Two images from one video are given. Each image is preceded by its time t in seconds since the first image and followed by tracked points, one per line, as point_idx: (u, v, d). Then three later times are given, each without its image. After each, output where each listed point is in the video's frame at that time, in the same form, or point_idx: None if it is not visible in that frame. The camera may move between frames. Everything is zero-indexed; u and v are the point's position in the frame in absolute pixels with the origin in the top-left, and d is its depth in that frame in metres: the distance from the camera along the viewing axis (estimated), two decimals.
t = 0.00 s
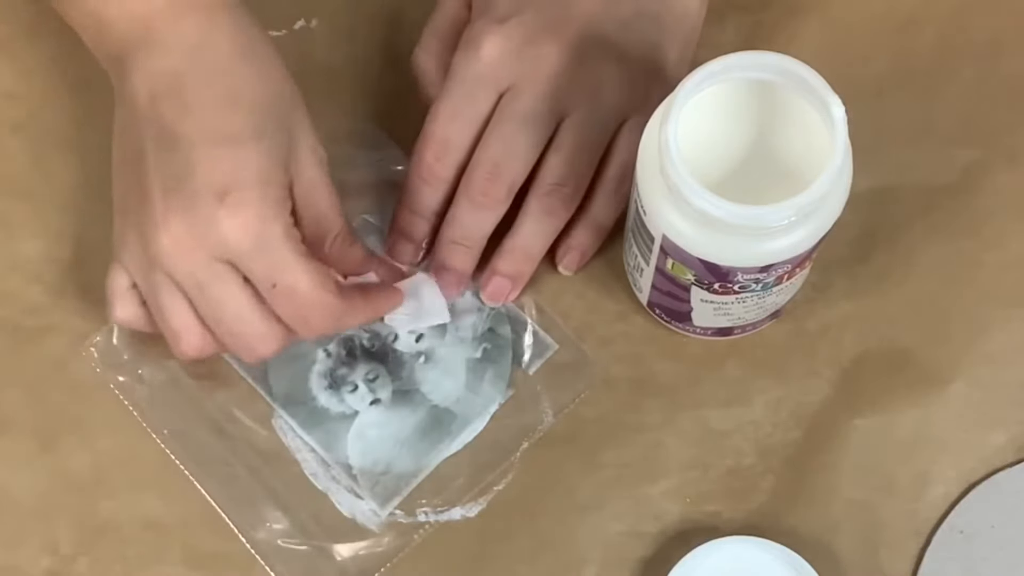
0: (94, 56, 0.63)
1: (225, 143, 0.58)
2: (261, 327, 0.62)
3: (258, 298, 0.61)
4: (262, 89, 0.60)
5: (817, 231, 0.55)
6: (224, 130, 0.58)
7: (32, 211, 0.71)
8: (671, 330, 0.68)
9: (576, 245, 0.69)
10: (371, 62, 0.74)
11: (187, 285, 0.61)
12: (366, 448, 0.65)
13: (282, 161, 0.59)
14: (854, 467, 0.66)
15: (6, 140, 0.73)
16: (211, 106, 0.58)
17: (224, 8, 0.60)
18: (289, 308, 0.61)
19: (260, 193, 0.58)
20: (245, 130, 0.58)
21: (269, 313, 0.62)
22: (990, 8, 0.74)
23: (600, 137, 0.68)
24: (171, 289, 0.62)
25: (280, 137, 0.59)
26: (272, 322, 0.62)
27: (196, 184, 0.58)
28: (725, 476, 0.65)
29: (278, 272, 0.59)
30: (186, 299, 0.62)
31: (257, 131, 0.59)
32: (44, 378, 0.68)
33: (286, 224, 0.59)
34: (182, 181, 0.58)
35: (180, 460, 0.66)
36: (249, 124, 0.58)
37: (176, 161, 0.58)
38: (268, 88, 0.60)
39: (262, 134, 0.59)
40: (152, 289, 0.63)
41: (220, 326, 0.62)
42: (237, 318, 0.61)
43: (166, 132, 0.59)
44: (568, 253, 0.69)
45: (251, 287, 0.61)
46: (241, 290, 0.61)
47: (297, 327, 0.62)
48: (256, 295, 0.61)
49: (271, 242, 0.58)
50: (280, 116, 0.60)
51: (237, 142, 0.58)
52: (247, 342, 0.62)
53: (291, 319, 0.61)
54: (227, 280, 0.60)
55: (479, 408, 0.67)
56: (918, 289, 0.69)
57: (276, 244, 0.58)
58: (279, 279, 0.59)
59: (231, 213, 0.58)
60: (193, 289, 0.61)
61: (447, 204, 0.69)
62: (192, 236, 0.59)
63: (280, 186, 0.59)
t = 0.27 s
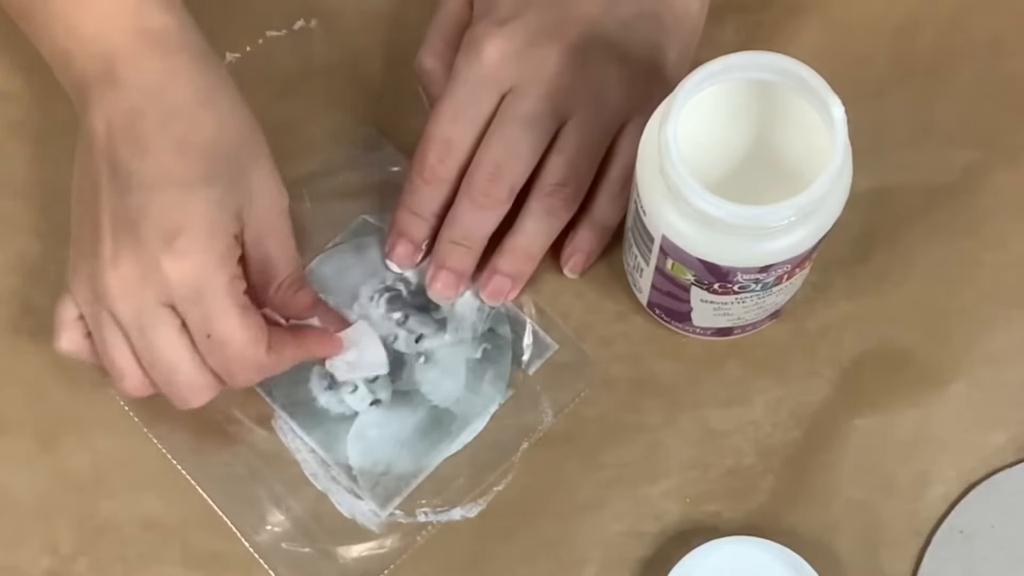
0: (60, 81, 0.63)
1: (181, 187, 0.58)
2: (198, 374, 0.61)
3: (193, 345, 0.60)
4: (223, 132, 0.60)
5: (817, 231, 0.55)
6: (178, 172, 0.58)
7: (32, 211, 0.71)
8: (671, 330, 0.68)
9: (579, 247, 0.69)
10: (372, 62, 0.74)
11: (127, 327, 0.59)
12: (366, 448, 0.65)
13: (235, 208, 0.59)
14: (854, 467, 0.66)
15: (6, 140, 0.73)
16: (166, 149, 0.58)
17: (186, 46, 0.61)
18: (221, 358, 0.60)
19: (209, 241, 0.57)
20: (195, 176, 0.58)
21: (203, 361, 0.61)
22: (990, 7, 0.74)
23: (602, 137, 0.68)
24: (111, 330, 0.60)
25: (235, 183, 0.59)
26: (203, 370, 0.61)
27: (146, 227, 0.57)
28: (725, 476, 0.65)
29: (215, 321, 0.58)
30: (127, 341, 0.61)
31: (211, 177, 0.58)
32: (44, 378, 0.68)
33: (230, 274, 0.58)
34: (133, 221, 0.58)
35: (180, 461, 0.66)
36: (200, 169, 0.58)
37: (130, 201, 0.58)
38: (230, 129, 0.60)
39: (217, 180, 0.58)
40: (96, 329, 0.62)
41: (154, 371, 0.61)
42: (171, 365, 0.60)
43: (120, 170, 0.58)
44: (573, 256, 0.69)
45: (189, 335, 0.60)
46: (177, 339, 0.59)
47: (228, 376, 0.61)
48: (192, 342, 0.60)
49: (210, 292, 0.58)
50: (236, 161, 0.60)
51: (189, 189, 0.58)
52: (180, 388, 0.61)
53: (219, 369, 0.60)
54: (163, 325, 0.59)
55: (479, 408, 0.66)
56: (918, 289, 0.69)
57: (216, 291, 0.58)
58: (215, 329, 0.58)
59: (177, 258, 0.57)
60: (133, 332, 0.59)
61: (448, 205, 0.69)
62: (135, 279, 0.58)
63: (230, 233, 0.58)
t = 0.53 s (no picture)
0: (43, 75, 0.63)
1: (142, 190, 0.57)
2: (133, 391, 0.59)
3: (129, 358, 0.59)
4: (191, 138, 0.59)
5: (817, 230, 0.55)
6: (141, 174, 0.57)
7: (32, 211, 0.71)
8: (672, 330, 0.68)
9: (580, 248, 0.69)
10: (372, 62, 0.74)
11: (70, 326, 0.58)
12: (366, 447, 0.65)
13: (196, 215, 0.58)
14: (854, 467, 0.66)
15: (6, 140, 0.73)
16: (133, 151, 0.58)
17: (173, 51, 0.62)
18: (155, 376, 0.58)
19: (162, 244, 0.56)
20: (155, 180, 0.58)
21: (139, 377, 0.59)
22: (990, 7, 0.74)
23: (601, 136, 0.68)
24: (56, 334, 0.60)
25: (197, 190, 0.58)
26: (137, 388, 0.59)
27: (99, 227, 0.57)
28: (725, 476, 0.65)
29: (150, 335, 0.57)
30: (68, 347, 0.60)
31: (172, 180, 0.58)
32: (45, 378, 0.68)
33: (178, 280, 0.57)
34: (89, 220, 0.57)
35: (179, 462, 0.66)
36: (162, 173, 0.58)
37: (87, 199, 0.58)
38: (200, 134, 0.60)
39: (178, 186, 0.58)
40: (43, 331, 0.61)
41: (88, 377, 0.60)
42: (104, 377, 0.59)
43: (82, 165, 0.58)
44: (574, 258, 0.69)
45: (125, 347, 0.58)
46: (113, 348, 0.58)
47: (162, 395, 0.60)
48: (128, 356, 0.59)
49: (150, 302, 0.56)
50: (200, 167, 0.59)
51: (148, 192, 0.57)
52: (116, 401, 0.60)
53: (148, 387, 0.59)
54: (101, 331, 0.57)
55: (479, 408, 0.66)
56: (918, 289, 0.69)
57: (157, 304, 0.56)
58: (149, 343, 0.57)
59: (127, 263, 0.56)
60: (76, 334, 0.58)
61: (447, 205, 0.69)
62: (83, 278, 0.57)
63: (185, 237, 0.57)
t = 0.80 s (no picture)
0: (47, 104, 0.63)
1: (170, 200, 0.57)
2: (173, 395, 0.60)
3: (181, 368, 0.60)
4: (201, 146, 0.60)
5: (817, 231, 0.55)
6: (166, 189, 0.58)
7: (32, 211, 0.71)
8: (671, 330, 0.68)
9: (581, 247, 0.69)
10: (371, 62, 0.74)
11: (117, 347, 0.59)
12: (366, 447, 0.65)
13: (225, 226, 0.58)
14: (854, 467, 0.66)
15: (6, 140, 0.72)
16: (157, 166, 0.58)
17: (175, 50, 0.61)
18: (206, 376, 0.59)
19: (201, 251, 0.57)
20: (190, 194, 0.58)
21: (190, 383, 0.60)
22: (990, 7, 0.74)
23: (599, 135, 0.68)
24: (103, 350, 0.60)
25: (224, 197, 0.59)
26: (194, 392, 0.61)
27: (139, 239, 0.57)
28: (725, 476, 0.66)
29: (199, 337, 0.58)
30: (117, 362, 0.60)
31: (209, 190, 0.58)
32: (45, 378, 0.68)
33: (217, 291, 0.57)
34: (122, 234, 0.57)
35: (180, 463, 0.66)
36: (195, 184, 0.58)
37: (131, 219, 0.57)
38: (206, 149, 0.60)
39: (214, 195, 0.59)
40: (82, 347, 0.60)
41: (147, 393, 0.60)
42: (161, 384, 0.59)
43: (107, 187, 0.58)
44: (575, 257, 0.69)
45: (176, 352, 0.59)
46: (166, 356, 0.59)
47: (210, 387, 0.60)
48: (179, 361, 0.59)
49: (199, 308, 0.57)
50: (226, 174, 0.60)
51: (181, 203, 0.57)
52: (164, 408, 0.60)
53: (205, 386, 0.60)
54: (155, 342, 0.58)
55: (479, 408, 0.66)
56: (918, 289, 0.69)
57: (207, 306, 0.57)
58: (200, 346, 0.58)
59: (173, 273, 0.56)
60: (121, 350, 0.58)
61: (446, 205, 0.69)
62: (129, 295, 0.57)
63: (223, 250, 0.58)
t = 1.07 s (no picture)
0: (122, 131, 0.61)
1: (254, 177, 0.57)
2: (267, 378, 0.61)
3: (315, 333, 0.59)
4: (270, 131, 0.58)
5: (817, 231, 0.55)
6: (238, 165, 0.57)
7: (31, 211, 0.71)
8: (671, 330, 0.68)
9: (581, 248, 0.69)
10: (371, 62, 0.74)
11: (243, 330, 0.58)
12: (366, 447, 0.65)
13: (323, 189, 0.57)
14: (854, 467, 0.66)
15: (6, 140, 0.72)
16: (239, 140, 0.57)
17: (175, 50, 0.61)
18: (343, 340, 0.58)
19: (320, 223, 0.57)
20: (278, 162, 0.57)
21: (327, 347, 0.59)
22: (990, 7, 0.74)
23: (600, 135, 0.68)
24: (230, 338, 0.59)
25: (320, 169, 0.58)
26: (331, 356, 0.59)
27: (244, 220, 0.56)
28: (725, 476, 0.66)
29: (336, 303, 0.57)
30: (251, 352, 0.60)
31: (302, 159, 0.57)
32: (45, 379, 0.68)
33: (344, 272, 0.57)
34: (227, 221, 0.56)
35: (179, 463, 0.66)
36: (284, 155, 0.57)
37: (211, 198, 0.57)
38: (303, 147, 0.58)
39: (308, 160, 0.58)
40: (206, 342, 0.60)
41: (282, 369, 0.59)
42: (288, 354, 0.58)
43: (198, 184, 0.57)
44: (575, 259, 0.69)
45: (308, 326, 0.58)
46: (300, 334, 0.58)
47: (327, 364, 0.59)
48: (313, 328, 0.58)
49: (327, 274, 0.57)
50: (315, 143, 0.59)
51: (270, 173, 0.57)
52: (301, 384, 0.60)
53: (343, 351, 0.59)
54: (280, 314, 0.57)
55: (479, 408, 0.67)
56: (918, 289, 0.69)
57: (330, 271, 0.57)
58: (336, 310, 0.57)
59: (288, 243, 0.56)
60: (249, 332, 0.58)
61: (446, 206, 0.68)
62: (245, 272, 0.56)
63: (333, 226, 0.57)
